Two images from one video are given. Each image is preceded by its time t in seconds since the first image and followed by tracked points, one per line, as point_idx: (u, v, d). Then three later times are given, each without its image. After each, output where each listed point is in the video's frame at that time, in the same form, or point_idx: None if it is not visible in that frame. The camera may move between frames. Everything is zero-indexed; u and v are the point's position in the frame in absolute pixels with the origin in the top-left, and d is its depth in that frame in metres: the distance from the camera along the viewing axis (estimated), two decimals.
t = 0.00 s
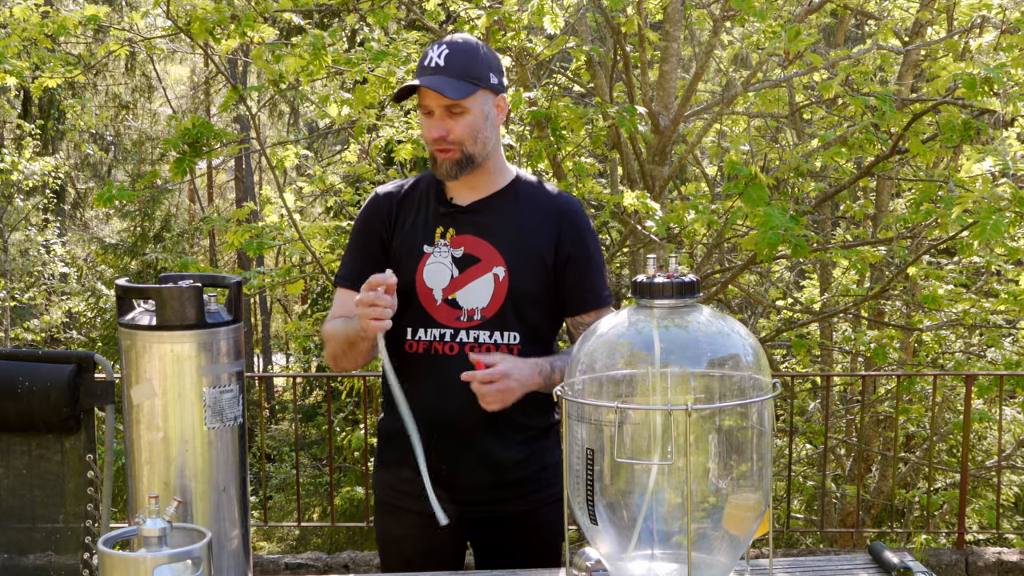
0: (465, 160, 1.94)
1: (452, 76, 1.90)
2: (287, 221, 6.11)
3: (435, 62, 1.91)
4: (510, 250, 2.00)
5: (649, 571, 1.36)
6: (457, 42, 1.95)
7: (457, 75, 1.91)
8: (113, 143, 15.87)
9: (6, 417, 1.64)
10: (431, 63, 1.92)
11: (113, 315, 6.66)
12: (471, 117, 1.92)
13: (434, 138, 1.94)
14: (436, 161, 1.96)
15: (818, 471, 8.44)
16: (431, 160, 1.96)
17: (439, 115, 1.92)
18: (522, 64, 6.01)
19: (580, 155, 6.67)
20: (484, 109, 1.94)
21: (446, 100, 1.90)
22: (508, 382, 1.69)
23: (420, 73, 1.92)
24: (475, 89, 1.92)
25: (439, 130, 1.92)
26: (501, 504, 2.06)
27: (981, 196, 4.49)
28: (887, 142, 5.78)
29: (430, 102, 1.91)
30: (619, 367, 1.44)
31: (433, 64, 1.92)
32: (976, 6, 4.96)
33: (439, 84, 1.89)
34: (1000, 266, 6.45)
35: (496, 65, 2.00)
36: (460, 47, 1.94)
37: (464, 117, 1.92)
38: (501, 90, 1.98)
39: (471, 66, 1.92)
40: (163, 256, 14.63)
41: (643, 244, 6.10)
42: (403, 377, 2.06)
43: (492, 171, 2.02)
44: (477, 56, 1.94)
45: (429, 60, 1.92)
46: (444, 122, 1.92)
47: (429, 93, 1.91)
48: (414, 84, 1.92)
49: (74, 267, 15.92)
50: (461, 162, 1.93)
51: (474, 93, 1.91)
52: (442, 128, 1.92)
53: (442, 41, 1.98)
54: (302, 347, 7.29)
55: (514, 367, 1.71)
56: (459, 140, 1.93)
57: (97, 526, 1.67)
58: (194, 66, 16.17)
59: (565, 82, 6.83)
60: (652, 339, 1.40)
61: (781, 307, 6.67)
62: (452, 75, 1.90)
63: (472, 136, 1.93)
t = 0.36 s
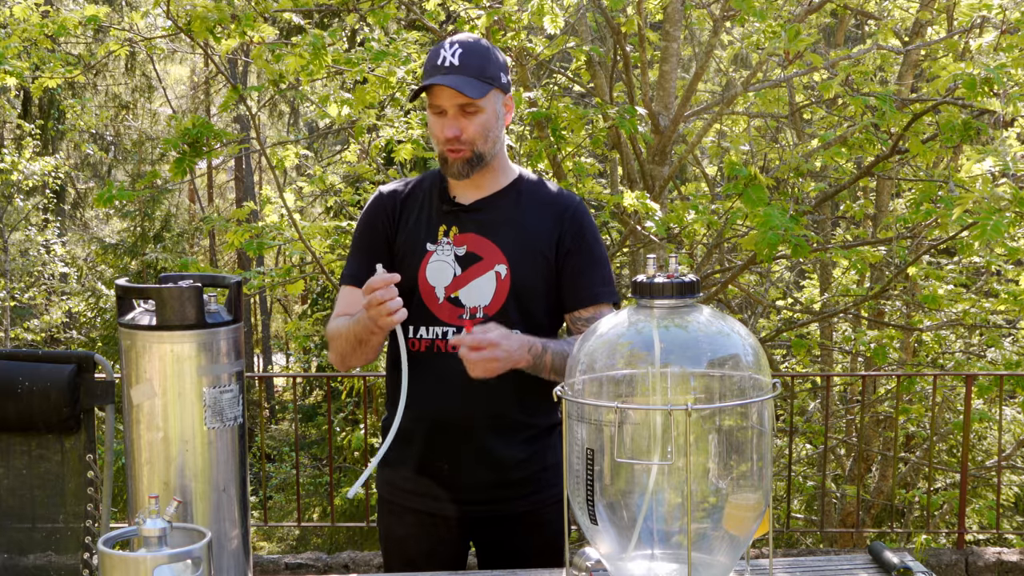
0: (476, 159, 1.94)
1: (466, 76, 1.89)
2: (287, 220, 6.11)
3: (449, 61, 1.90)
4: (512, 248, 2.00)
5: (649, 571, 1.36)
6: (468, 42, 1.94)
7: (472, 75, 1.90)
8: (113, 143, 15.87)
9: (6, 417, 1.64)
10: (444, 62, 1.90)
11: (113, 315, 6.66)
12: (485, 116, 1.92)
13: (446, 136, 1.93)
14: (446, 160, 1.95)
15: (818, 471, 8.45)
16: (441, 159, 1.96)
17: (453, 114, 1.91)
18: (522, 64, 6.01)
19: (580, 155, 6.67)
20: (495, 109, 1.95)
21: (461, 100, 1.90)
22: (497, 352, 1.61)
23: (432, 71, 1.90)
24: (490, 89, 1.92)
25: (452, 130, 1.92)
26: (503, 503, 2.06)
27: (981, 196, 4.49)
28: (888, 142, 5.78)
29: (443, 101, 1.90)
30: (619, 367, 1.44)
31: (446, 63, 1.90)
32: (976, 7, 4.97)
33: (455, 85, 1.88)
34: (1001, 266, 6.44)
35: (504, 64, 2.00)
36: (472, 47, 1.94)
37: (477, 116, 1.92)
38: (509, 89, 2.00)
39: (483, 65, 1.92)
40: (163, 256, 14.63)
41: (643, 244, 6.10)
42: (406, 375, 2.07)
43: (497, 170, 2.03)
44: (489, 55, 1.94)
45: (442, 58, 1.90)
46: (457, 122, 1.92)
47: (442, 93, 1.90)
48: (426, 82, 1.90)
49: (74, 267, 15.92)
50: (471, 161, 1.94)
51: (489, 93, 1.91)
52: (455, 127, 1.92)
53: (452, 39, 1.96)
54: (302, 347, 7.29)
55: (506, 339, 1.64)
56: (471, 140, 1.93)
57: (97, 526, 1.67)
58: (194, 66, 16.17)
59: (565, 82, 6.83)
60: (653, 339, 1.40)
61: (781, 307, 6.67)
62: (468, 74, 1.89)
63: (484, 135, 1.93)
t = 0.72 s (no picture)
0: (468, 159, 1.95)
1: (454, 75, 1.91)
2: (287, 220, 6.11)
3: (438, 62, 1.92)
4: (512, 248, 2.00)
5: (649, 571, 1.36)
6: (459, 41, 1.95)
7: (461, 74, 1.92)
8: (113, 143, 15.87)
9: (6, 417, 1.64)
10: (434, 63, 1.93)
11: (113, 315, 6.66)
12: (475, 115, 1.93)
13: (438, 135, 1.95)
14: (440, 159, 1.97)
15: (818, 471, 8.45)
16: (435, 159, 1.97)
17: (442, 114, 1.93)
18: (522, 64, 6.01)
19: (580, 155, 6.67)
20: (488, 107, 1.96)
21: (449, 99, 1.92)
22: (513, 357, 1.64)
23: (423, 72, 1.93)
24: (478, 87, 1.93)
25: (443, 129, 1.94)
26: (503, 504, 2.06)
27: (982, 196, 4.49)
28: (887, 142, 5.78)
29: (432, 101, 1.93)
30: (619, 367, 1.44)
31: (436, 64, 1.92)
32: (976, 7, 4.97)
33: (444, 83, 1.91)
34: (1001, 266, 6.44)
35: (498, 63, 2.01)
36: (462, 47, 1.95)
37: (468, 114, 1.93)
38: (504, 89, 2.00)
39: (474, 64, 1.94)
40: (163, 256, 14.65)
41: (643, 244, 6.10)
42: (405, 375, 2.06)
43: (495, 170, 2.03)
44: (480, 55, 1.96)
45: (432, 59, 1.93)
46: (448, 120, 1.94)
47: (431, 93, 1.92)
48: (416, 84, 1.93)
49: (74, 267, 15.93)
50: (464, 160, 1.95)
51: (478, 92, 1.93)
52: (445, 127, 1.94)
53: (444, 40, 1.99)
54: (302, 347, 7.29)
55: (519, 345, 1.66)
56: (463, 139, 1.94)
57: (97, 526, 1.67)
58: (194, 66, 16.17)
59: (565, 82, 6.83)
60: (653, 339, 1.40)
61: (781, 306, 6.67)
62: (456, 73, 1.91)
63: (475, 134, 1.94)
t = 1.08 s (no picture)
0: (472, 155, 1.93)
1: (457, 71, 1.90)
2: (287, 220, 6.11)
3: (439, 57, 1.91)
4: (511, 249, 2.00)
5: (649, 571, 1.36)
6: (458, 37, 1.94)
7: (463, 70, 1.91)
8: (113, 143, 15.88)
9: (6, 417, 1.64)
10: (434, 59, 1.91)
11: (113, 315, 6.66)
12: (478, 110, 1.92)
13: (441, 132, 1.92)
14: (441, 156, 1.95)
15: (818, 471, 8.45)
16: (437, 157, 1.95)
17: (445, 109, 1.92)
18: (522, 64, 6.01)
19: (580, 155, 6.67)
20: (489, 103, 1.95)
21: (453, 93, 1.90)
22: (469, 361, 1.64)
23: (424, 68, 1.91)
24: (481, 83, 1.92)
25: (447, 124, 1.91)
26: (503, 504, 2.06)
27: (982, 196, 4.49)
28: (887, 142, 5.78)
29: (436, 96, 1.91)
30: (619, 367, 1.44)
31: (437, 60, 1.91)
32: (976, 7, 4.97)
33: (447, 79, 1.89)
34: (1001, 266, 6.44)
35: (496, 60, 2.00)
36: (462, 43, 1.94)
37: (471, 110, 1.92)
38: (503, 86, 1.99)
39: (474, 60, 1.93)
40: (163, 256, 14.65)
41: (643, 244, 6.10)
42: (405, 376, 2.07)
43: (494, 168, 2.03)
44: (481, 51, 1.95)
45: (432, 56, 1.91)
46: (451, 116, 1.92)
47: (434, 87, 1.91)
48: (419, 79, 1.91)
49: (74, 267, 15.93)
50: (468, 156, 1.93)
51: (480, 87, 1.91)
52: (449, 122, 1.92)
53: (442, 37, 1.97)
54: (302, 347, 7.28)
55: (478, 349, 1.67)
56: (466, 134, 1.92)
57: (97, 526, 1.67)
58: (193, 66, 16.17)
59: (565, 82, 6.83)
60: (653, 339, 1.40)
61: (781, 306, 6.67)
62: (457, 69, 1.90)
63: (479, 129, 1.93)
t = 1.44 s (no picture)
0: (488, 151, 1.94)
1: (479, 66, 1.90)
2: (287, 221, 6.11)
3: (459, 53, 1.89)
4: (516, 247, 2.01)
5: (649, 571, 1.35)
6: (471, 35, 1.94)
7: (483, 66, 1.91)
8: (113, 143, 15.88)
9: (6, 417, 1.64)
10: (453, 55, 1.89)
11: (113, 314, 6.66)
12: (495, 106, 1.93)
13: (459, 128, 1.92)
14: (457, 154, 1.94)
15: (818, 471, 8.45)
16: (451, 153, 1.94)
17: (465, 105, 1.91)
18: (522, 64, 6.01)
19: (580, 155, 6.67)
20: (501, 101, 1.97)
21: (475, 89, 1.90)
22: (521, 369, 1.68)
23: (443, 64, 1.89)
24: (498, 79, 1.93)
25: (468, 120, 1.91)
26: (507, 503, 2.06)
27: (982, 197, 4.49)
28: (887, 142, 5.78)
29: (457, 91, 1.90)
30: (619, 367, 1.44)
31: (456, 56, 1.89)
32: (976, 7, 4.97)
33: (471, 74, 1.89)
34: (1001, 266, 6.44)
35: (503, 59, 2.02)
36: (477, 40, 1.94)
37: (489, 106, 1.92)
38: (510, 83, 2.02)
39: (490, 57, 1.94)
40: (163, 256, 14.65)
41: (643, 244, 6.11)
42: (408, 375, 2.06)
43: (497, 165, 2.04)
44: (494, 51, 1.96)
45: (450, 52, 1.90)
46: (471, 112, 1.91)
47: (456, 83, 1.90)
48: (440, 74, 1.89)
49: (74, 267, 15.92)
50: (484, 152, 1.94)
51: (499, 84, 1.93)
52: (468, 117, 1.91)
53: (453, 34, 1.96)
54: (302, 347, 7.27)
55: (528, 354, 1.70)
56: (484, 130, 1.93)
57: (97, 526, 1.66)
58: (193, 66, 16.16)
59: (565, 81, 6.83)
60: (653, 339, 1.40)
61: (781, 306, 6.67)
62: (479, 64, 1.90)
63: (495, 125, 1.94)
